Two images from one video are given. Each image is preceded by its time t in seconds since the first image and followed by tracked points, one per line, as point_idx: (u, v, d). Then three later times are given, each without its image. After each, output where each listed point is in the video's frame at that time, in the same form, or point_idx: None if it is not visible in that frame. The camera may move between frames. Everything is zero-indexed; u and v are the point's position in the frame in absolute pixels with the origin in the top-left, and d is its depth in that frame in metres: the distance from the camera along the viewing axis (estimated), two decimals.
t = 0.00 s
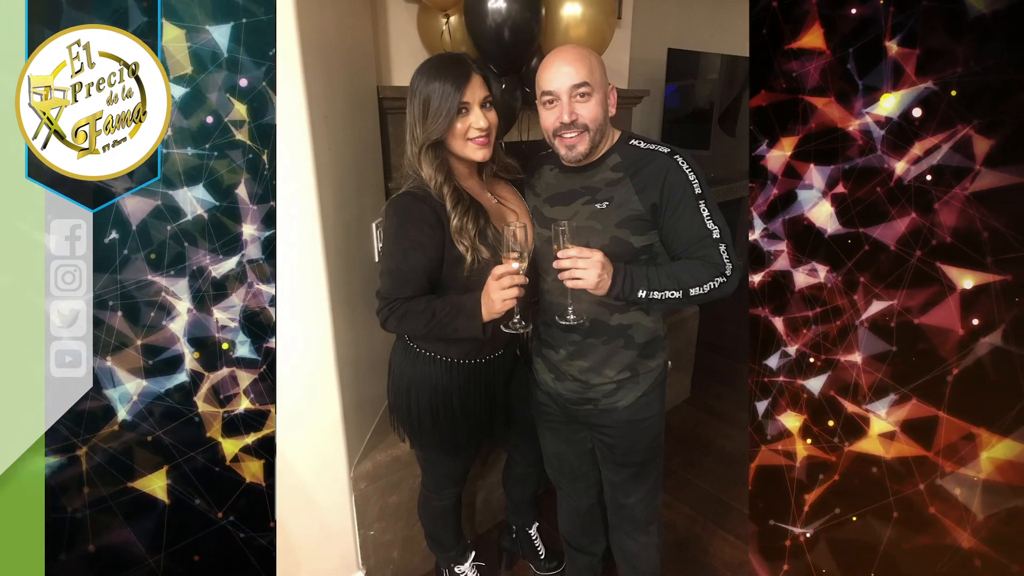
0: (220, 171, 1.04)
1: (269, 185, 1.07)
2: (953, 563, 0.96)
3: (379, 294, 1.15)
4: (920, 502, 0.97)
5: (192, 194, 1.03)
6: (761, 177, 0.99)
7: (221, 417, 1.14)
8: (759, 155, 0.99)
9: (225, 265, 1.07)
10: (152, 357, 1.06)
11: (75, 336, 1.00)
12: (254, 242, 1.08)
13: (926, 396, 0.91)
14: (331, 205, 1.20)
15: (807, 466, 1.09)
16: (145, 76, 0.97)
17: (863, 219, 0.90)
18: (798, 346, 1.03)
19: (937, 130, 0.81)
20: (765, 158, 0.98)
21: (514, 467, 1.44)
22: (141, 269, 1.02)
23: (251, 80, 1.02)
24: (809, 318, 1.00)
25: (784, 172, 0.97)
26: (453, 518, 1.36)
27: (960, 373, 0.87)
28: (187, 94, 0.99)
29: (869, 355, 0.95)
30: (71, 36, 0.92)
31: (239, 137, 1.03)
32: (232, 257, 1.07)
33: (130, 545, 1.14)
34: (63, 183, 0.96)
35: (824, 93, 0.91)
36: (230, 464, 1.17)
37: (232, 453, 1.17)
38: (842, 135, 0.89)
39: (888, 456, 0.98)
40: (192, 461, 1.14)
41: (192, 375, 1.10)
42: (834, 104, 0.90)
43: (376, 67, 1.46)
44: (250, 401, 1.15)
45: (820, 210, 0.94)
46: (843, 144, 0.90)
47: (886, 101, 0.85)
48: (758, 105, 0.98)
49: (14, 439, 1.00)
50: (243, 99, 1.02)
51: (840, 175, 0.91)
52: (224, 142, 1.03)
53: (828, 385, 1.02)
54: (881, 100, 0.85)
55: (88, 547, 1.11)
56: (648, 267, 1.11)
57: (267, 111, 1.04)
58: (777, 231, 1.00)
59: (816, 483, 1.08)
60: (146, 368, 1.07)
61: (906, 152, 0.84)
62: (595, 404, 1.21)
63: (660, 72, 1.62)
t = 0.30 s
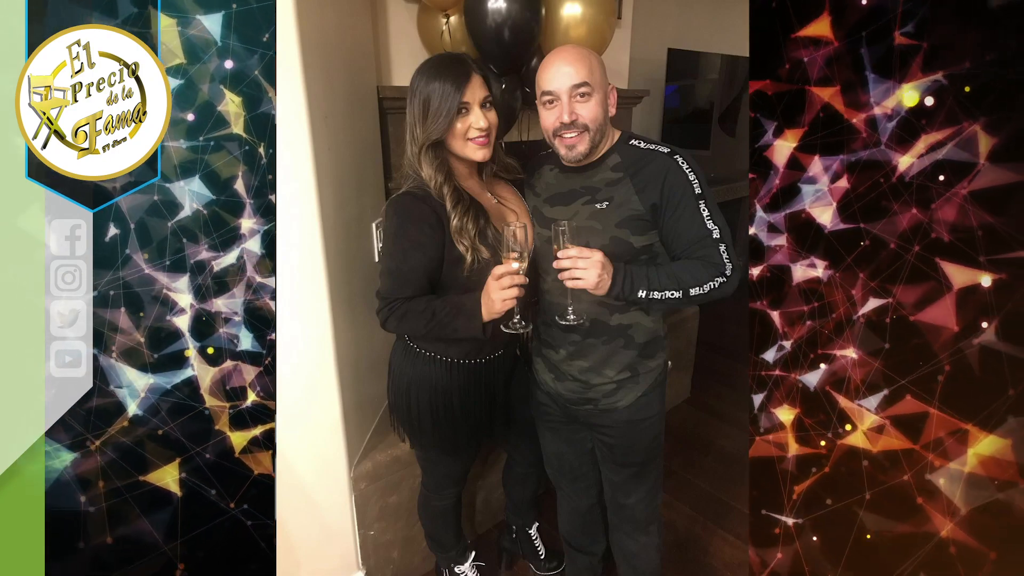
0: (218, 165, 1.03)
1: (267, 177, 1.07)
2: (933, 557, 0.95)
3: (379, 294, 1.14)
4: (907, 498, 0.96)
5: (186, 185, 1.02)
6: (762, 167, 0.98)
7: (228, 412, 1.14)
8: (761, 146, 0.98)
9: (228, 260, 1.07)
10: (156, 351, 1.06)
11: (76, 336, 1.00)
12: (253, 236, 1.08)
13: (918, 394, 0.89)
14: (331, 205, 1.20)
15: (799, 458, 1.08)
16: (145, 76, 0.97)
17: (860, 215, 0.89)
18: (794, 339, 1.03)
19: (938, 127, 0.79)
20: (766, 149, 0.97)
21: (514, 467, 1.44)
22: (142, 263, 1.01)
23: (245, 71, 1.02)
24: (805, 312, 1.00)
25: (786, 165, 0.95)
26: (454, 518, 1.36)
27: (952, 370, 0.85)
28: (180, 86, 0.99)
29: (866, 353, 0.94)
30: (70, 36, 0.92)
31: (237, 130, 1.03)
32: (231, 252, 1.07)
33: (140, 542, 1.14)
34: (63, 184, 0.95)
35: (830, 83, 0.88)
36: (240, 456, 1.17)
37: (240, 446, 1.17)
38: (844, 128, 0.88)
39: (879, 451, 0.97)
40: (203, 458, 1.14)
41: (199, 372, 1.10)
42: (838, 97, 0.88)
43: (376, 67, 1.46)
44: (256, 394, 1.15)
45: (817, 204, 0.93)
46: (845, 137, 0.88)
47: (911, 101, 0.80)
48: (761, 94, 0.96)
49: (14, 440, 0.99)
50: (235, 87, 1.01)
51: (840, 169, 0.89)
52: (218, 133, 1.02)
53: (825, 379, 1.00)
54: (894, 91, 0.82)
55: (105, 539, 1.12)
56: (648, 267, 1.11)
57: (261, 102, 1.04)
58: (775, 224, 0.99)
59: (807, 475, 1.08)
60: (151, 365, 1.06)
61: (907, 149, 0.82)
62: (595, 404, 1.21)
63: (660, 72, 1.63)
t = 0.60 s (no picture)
0: (215, 158, 1.03)
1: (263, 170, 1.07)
2: (918, 549, 0.95)
3: (379, 294, 1.14)
4: (892, 490, 0.96)
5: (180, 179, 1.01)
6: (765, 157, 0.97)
7: (234, 405, 1.14)
8: (764, 136, 0.97)
9: (236, 259, 1.08)
10: (163, 345, 1.06)
11: (75, 336, 1.00)
12: (253, 229, 1.08)
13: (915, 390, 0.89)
14: (331, 205, 1.20)
15: (789, 451, 1.07)
16: (145, 76, 0.97)
17: (856, 210, 0.89)
18: (791, 332, 1.02)
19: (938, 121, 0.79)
20: (769, 140, 0.96)
21: (514, 467, 1.44)
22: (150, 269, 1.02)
23: (236, 61, 1.01)
24: (802, 306, 0.99)
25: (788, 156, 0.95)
26: (454, 518, 1.36)
27: (947, 366, 0.85)
28: (173, 77, 0.98)
29: (863, 349, 0.93)
30: (71, 36, 0.92)
31: (230, 121, 1.02)
32: (231, 247, 1.07)
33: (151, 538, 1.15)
34: (63, 184, 0.95)
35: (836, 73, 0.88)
36: (249, 448, 1.18)
37: (248, 439, 1.17)
38: (847, 121, 0.87)
39: (868, 445, 0.97)
40: (213, 451, 1.14)
41: (206, 369, 1.10)
42: (843, 90, 0.87)
43: (376, 67, 1.46)
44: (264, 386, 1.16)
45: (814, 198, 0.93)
46: (846, 130, 0.88)
47: (937, 96, 0.78)
48: (765, 84, 0.96)
49: (14, 440, 0.99)
50: (225, 77, 1.01)
51: (840, 162, 0.89)
52: (214, 124, 1.02)
53: (821, 375, 1.00)
54: (907, 83, 0.80)
55: (122, 531, 1.12)
56: (648, 267, 1.11)
57: (254, 92, 1.03)
58: (773, 217, 0.99)
59: (796, 468, 1.08)
60: (156, 364, 1.07)
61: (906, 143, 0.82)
62: (595, 404, 1.20)
63: (659, 73, 1.63)
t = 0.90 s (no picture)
0: (211, 151, 1.02)
1: (258, 164, 1.06)
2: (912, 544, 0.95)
3: (379, 294, 1.14)
4: (881, 483, 0.97)
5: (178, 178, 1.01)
6: (767, 147, 0.96)
7: (240, 399, 1.14)
8: (768, 126, 0.96)
9: (239, 254, 1.07)
10: (167, 339, 1.06)
11: (75, 336, 1.00)
12: (252, 223, 1.07)
13: (911, 387, 0.89)
14: (331, 205, 1.21)
15: (783, 444, 1.08)
16: (145, 76, 0.97)
17: (853, 206, 0.88)
18: (788, 325, 1.02)
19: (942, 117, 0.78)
20: (773, 130, 0.96)
21: (514, 467, 1.44)
22: (145, 260, 1.01)
23: (228, 49, 1.00)
24: (798, 300, 0.99)
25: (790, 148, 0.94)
26: (454, 518, 1.36)
27: (940, 364, 0.85)
28: (167, 66, 0.97)
29: (860, 344, 0.93)
30: (71, 36, 0.91)
31: (221, 110, 1.01)
32: (231, 242, 1.06)
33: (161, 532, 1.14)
34: (63, 184, 0.95)
35: (845, 64, 0.86)
36: (257, 441, 1.17)
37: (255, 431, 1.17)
38: (850, 114, 0.87)
39: (858, 438, 0.97)
40: (223, 442, 1.14)
41: (212, 363, 1.10)
42: (850, 82, 0.86)
43: (376, 67, 1.47)
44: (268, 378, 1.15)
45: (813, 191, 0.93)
46: (847, 123, 0.87)
47: (967, 93, 0.76)
48: (773, 73, 0.94)
49: (14, 440, 0.99)
50: (216, 66, 1.00)
51: (840, 156, 0.89)
52: (208, 115, 1.01)
53: (816, 368, 0.99)
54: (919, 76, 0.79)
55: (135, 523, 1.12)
56: (648, 267, 1.11)
57: (248, 83, 1.02)
58: (773, 209, 0.98)
59: (789, 461, 1.08)
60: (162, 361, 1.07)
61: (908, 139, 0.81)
62: (595, 404, 1.20)
63: (660, 72, 1.64)
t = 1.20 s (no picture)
0: (207, 143, 1.01)
1: (252, 156, 1.04)
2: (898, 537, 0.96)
3: (379, 294, 1.14)
4: (871, 476, 0.97)
5: (173, 172, 1.00)
6: (771, 137, 0.96)
7: (244, 393, 1.14)
8: (776, 114, 0.95)
9: (237, 249, 1.07)
10: (170, 334, 1.06)
11: (75, 336, 1.00)
12: (250, 217, 1.07)
13: (904, 383, 0.89)
14: (331, 205, 1.21)
15: (778, 439, 1.08)
16: (145, 76, 0.97)
17: (852, 202, 0.88)
18: (787, 319, 1.02)
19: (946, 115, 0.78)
20: (779, 119, 0.95)
21: (514, 467, 1.44)
22: (145, 260, 1.01)
23: (217, 33, 0.99)
24: (796, 294, 0.99)
25: (795, 137, 0.93)
26: (453, 518, 1.36)
27: (934, 361, 0.85)
28: (166, 66, 0.97)
29: (857, 340, 0.93)
30: (71, 36, 0.91)
31: (215, 101, 1.00)
32: (230, 236, 1.06)
33: (165, 527, 1.14)
34: (63, 183, 0.95)
35: (851, 53, 0.85)
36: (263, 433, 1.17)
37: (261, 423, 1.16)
38: (855, 106, 0.85)
39: (848, 431, 0.98)
40: (231, 434, 1.14)
41: (216, 358, 1.10)
42: (856, 73, 0.85)
43: (376, 67, 1.47)
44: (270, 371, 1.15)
45: (814, 184, 0.92)
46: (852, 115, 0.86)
47: (1001, 90, 0.73)
48: (782, 61, 0.94)
49: (14, 439, 0.99)
50: (206, 54, 0.99)
51: (843, 148, 0.88)
52: (201, 105, 1.00)
53: (813, 364, 1.00)
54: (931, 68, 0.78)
55: (146, 515, 1.12)
56: (648, 267, 1.11)
57: (242, 73, 1.01)
58: (775, 201, 0.97)
59: (782, 452, 1.08)
60: (165, 356, 1.06)
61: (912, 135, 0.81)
62: (595, 404, 1.20)
63: (660, 72, 1.65)
